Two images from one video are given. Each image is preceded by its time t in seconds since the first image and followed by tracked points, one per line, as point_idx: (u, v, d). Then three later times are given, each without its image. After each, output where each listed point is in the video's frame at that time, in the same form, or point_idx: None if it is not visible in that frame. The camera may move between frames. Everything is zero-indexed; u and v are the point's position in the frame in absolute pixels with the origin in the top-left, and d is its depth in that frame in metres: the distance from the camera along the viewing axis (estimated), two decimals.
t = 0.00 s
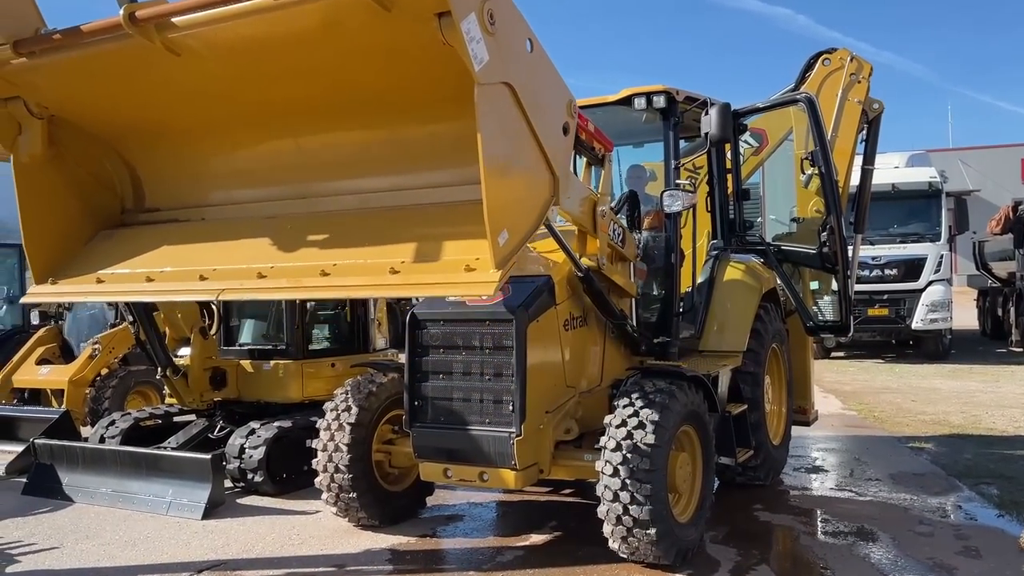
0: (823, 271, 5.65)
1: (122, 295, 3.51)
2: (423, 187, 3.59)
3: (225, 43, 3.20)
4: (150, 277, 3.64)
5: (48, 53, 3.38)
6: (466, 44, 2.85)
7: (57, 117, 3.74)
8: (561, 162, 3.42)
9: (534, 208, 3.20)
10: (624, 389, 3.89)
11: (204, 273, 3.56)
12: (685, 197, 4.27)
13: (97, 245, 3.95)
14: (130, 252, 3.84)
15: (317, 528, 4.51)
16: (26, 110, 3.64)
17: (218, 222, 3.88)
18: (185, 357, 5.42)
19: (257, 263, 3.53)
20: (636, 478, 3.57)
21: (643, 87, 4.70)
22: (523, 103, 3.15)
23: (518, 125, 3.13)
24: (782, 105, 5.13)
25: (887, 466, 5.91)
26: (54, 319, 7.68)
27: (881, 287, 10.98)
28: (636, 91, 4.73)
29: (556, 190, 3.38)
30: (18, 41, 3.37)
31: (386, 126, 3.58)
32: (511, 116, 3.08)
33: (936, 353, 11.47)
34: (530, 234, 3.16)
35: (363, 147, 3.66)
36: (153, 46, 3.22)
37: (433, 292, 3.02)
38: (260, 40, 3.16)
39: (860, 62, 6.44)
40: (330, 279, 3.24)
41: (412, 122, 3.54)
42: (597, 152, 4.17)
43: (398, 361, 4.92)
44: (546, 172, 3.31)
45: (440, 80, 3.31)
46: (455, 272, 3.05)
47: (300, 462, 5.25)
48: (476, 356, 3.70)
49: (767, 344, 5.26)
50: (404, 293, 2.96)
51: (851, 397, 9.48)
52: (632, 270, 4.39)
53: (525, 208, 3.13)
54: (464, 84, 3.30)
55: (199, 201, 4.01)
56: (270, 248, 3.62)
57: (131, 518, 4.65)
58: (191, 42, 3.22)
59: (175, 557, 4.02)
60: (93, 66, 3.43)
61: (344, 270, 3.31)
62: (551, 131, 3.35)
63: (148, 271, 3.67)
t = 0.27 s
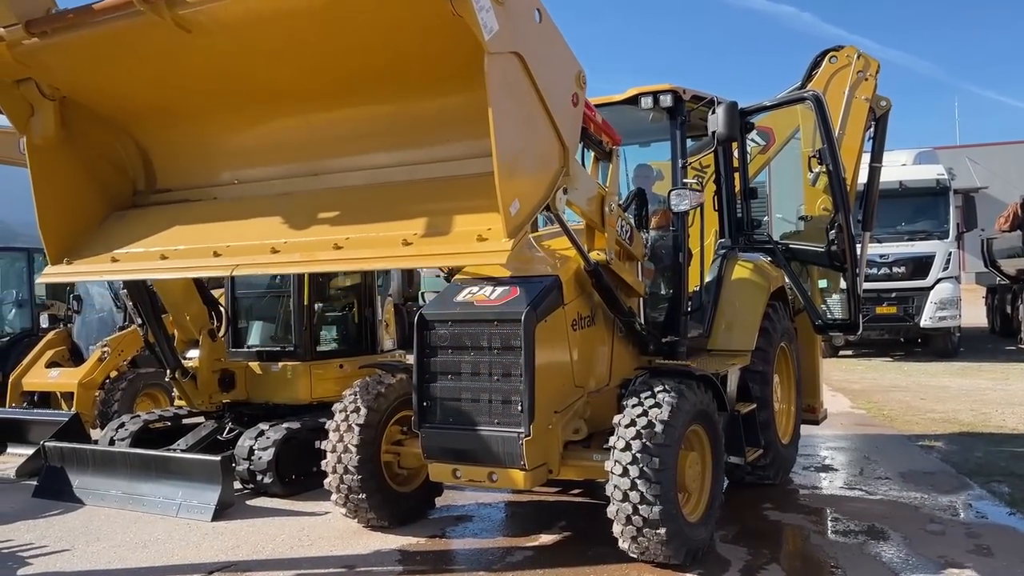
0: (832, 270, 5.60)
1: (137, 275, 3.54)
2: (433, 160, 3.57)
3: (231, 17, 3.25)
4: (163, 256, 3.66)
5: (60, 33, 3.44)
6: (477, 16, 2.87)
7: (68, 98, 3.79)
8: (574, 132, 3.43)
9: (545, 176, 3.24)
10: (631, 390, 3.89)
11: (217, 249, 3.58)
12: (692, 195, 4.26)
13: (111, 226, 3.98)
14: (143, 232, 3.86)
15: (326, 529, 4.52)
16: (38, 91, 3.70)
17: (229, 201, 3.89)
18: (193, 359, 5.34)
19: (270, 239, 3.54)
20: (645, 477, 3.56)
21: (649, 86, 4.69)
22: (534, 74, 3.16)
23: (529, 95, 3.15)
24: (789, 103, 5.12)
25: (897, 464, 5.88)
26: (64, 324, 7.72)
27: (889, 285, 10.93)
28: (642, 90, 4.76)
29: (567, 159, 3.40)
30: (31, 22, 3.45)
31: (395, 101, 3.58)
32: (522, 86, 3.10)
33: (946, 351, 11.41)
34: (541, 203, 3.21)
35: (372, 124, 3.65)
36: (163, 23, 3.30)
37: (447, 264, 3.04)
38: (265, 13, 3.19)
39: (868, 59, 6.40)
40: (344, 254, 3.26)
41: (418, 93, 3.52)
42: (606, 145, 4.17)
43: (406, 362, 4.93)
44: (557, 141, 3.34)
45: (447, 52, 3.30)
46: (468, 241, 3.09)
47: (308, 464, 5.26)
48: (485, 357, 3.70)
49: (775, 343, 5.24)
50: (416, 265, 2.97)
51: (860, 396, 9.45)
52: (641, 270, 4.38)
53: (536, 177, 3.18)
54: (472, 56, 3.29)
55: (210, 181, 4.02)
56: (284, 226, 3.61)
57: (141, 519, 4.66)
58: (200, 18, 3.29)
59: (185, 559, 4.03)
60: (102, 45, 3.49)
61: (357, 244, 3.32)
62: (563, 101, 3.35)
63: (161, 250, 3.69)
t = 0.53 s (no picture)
0: (837, 270, 5.60)
1: (149, 250, 3.51)
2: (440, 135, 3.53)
3: None
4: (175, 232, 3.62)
5: (66, 9, 3.41)
6: None
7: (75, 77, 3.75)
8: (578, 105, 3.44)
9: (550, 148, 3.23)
10: (636, 391, 3.87)
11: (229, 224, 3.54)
12: (697, 196, 4.24)
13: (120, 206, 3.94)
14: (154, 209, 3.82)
15: (332, 531, 4.51)
16: (45, 70, 3.66)
17: (238, 178, 3.84)
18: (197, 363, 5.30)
19: (281, 213, 3.51)
20: (651, 478, 3.55)
21: (653, 86, 4.69)
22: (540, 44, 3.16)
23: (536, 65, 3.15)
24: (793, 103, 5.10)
25: (904, 465, 5.86)
26: (69, 327, 7.72)
27: (894, 285, 10.90)
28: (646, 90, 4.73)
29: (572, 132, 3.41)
30: None
31: (400, 71, 3.57)
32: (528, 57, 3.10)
33: (951, 350, 11.37)
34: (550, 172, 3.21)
35: (379, 95, 3.64)
36: None
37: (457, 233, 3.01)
38: None
39: (872, 58, 6.39)
40: (352, 226, 3.23)
41: (421, 64, 3.51)
42: (611, 141, 4.19)
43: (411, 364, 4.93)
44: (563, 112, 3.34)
45: (453, 18, 3.29)
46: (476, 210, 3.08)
47: (313, 466, 5.25)
48: (490, 358, 3.69)
49: (781, 343, 5.22)
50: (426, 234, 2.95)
51: (865, 396, 9.41)
52: (645, 270, 4.38)
53: (545, 146, 3.18)
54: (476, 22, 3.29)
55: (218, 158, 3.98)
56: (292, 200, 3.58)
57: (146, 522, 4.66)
58: None
59: (191, 562, 4.02)
60: (109, 19, 3.47)
61: (366, 216, 3.29)
62: (568, 74, 3.36)
63: (173, 226, 3.65)
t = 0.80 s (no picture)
0: (840, 273, 5.59)
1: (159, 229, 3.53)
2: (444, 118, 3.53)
3: None
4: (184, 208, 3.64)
5: None
6: None
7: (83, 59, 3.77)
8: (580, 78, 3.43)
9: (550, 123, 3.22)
10: (640, 395, 3.86)
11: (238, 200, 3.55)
12: (700, 199, 4.23)
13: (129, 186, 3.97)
14: (162, 189, 3.85)
15: (334, 537, 4.50)
16: (53, 52, 3.67)
17: (244, 156, 3.87)
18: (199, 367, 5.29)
19: (290, 186, 3.51)
20: (655, 483, 3.53)
21: (655, 91, 4.69)
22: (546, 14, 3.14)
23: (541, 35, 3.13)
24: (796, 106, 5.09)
25: (908, 469, 5.84)
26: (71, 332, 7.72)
27: (896, 288, 10.88)
28: (649, 94, 4.73)
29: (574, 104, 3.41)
30: None
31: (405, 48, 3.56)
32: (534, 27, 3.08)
33: (954, 354, 11.34)
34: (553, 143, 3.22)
35: (383, 73, 3.63)
36: None
37: (468, 204, 3.00)
38: None
39: (874, 62, 6.38)
40: (363, 201, 3.21)
41: (428, 41, 3.51)
42: (614, 140, 4.13)
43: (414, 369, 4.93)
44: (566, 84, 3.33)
45: None
46: (484, 180, 3.08)
47: (316, 472, 5.24)
48: (492, 363, 3.68)
49: (784, 347, 5.20)
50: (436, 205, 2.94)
51: (868, 400, 9.39)
52: (648, 274, 4.38)
53: (548, 116, 3.18)
54: None
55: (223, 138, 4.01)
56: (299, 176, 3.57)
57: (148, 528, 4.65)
58: None
59: (193, 568, 4.01)
60: None
61: (375, 190, 3.27)
62: (571, 46, 3.35)
63: (182, 203, 3.68)
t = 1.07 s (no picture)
0: (839, 280, 5.57)
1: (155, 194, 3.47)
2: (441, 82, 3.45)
3: None
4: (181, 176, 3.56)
5: None
6: None
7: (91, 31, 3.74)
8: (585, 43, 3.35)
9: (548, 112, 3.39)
10: (638, 404, 3.85)
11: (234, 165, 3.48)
12: (699, 207, 4.24)
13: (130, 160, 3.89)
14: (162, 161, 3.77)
15: (333, 545, 4.49)
16: (64, 22, 3.64)
17: (246, 130, 3.77)
18: (198, 375, 5.29)
19: (287, 151, 3.44)
20: (654, 492, 3.52)
21: (654, 98, 4.71)
22: None
23: None
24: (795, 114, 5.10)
25: (908, 477, 5.83)
26: (70, 340, 7.70)
27: (895, 296, 10.88)
28: (648, 102, 4.74)
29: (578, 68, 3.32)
30: None
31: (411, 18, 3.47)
32: None
33: (954, 361, 11.33)
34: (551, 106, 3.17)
35: (389, 44, 3.54)
36: None
37: (461, 160, 2.97)
38: None
39: (872, 70, 6.41)
40: (360, 158, 3.16)
41: (434, 10, 3.41)
42: (614, 142, 4.15)
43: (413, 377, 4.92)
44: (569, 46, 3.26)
45: None
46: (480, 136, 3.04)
47: (314, 480, 5.22)
48: (491, 371, 3.68)
49: (783, 355, 5.20)
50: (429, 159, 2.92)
51: (868, 407, 9.38)
52: (647, 281, 4.38)
53: (547, 78, 3.11)
54: None
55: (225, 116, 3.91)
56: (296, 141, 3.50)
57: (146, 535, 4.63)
58: None
59: None
60: None
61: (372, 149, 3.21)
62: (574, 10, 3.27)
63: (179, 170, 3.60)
